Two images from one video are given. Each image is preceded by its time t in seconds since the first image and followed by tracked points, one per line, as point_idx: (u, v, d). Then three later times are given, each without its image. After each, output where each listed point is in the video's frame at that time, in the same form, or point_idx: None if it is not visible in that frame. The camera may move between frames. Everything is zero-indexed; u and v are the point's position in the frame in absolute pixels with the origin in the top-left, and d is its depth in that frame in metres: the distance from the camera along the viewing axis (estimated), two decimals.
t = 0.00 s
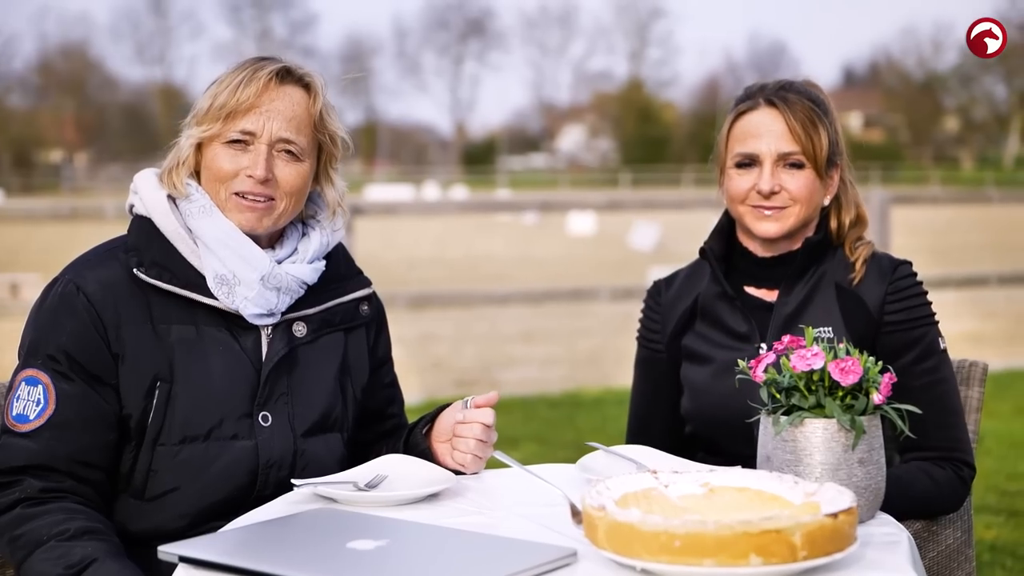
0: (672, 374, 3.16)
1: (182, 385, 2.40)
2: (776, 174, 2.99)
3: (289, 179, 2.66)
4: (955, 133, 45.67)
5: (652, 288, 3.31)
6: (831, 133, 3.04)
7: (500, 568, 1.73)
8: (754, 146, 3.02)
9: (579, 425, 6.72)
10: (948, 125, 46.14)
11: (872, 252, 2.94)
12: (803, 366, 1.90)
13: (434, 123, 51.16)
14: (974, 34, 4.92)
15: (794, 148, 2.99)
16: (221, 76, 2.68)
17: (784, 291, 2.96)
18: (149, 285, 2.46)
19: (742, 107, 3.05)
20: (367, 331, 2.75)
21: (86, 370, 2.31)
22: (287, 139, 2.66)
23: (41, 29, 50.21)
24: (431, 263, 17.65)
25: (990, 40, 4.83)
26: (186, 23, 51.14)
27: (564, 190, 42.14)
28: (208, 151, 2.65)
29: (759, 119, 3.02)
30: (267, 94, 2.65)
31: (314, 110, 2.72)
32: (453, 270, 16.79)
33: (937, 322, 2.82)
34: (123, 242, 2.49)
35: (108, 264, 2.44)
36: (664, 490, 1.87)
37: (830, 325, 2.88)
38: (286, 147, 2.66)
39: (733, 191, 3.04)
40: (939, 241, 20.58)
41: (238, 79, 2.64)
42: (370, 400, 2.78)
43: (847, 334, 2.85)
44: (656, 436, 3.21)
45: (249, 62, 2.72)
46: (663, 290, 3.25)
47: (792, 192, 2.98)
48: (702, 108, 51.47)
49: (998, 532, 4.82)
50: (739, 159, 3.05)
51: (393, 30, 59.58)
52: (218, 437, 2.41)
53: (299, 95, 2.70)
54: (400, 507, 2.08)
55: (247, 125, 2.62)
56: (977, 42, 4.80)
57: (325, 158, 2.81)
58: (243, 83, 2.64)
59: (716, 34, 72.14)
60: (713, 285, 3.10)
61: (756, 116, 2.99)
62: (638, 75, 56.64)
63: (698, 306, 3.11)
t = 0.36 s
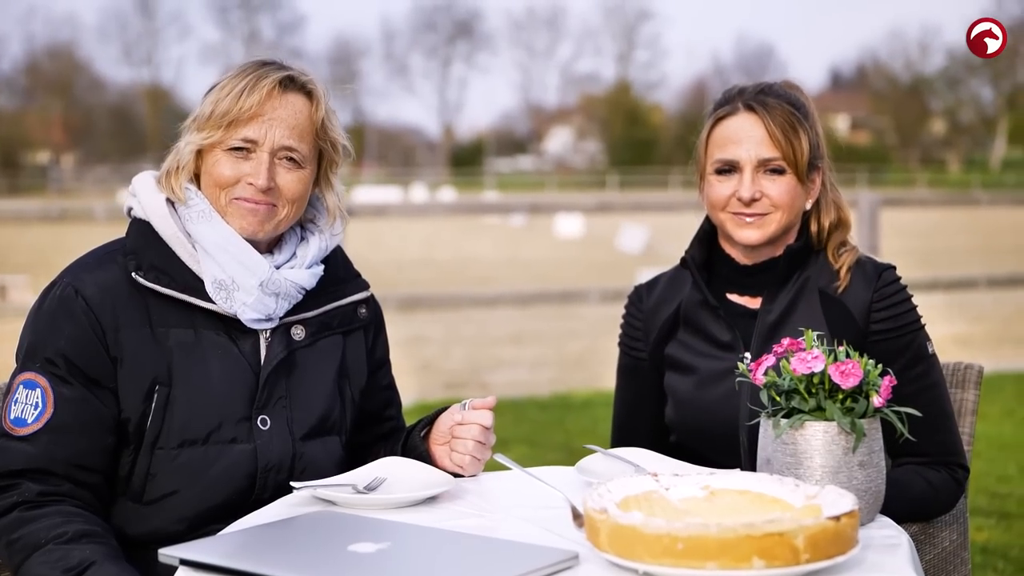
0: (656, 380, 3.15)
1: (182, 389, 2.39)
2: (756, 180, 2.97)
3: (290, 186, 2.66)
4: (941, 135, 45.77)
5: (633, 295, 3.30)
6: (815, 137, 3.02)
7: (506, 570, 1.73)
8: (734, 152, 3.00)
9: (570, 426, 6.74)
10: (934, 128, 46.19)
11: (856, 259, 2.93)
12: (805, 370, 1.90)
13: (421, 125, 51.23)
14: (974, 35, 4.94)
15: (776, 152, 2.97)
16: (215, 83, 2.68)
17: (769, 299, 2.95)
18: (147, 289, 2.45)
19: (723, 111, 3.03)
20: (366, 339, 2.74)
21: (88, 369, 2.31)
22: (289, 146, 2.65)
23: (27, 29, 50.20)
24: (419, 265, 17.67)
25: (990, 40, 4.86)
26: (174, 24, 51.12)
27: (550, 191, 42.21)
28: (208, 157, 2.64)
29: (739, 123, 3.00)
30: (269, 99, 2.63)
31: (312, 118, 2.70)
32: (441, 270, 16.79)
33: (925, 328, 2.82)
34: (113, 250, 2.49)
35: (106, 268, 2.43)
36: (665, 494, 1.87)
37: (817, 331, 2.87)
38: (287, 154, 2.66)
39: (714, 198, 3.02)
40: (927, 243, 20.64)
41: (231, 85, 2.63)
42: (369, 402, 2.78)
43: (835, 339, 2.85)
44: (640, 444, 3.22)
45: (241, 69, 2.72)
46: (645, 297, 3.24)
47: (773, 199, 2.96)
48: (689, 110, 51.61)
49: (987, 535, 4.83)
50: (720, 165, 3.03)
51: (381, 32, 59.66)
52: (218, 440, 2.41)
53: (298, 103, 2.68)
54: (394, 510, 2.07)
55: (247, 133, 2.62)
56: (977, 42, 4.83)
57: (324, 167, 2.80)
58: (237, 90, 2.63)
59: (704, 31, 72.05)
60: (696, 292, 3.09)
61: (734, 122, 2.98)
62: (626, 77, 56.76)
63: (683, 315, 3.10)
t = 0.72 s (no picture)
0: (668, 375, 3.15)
1: (189, 391, 2.40)
2: (772, 175, 2.96)
3: (306, 192, 2.64)
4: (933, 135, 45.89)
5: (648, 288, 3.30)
6: (830, 132, 3.01)
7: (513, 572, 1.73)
8: (750, 148, 2.99)
9: (566, 426, 6.75)
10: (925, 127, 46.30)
11: (871, 257, 2.92)
12: (811, 370, 1.90)
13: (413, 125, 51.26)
14: (973, 35, 4.97)
15: (791, 148, 2.96)
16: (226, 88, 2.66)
17: (783, 293, 2.94)
18: (156, 290, 2.45)
19: (736, 108, 3.03)
20: (375, 339, 2.74)
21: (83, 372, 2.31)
22: (307, 153, 2.63)
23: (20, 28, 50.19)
24: (413, 265, 17.71)
25: (990, 39, 4.89)
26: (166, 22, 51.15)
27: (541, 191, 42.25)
28: (225, 164, 2.62)
29: (755, 120, 2.99)
30: (287, 106, 2.61)
31: (326, 124, 2.68)
32: (434, 271, 16.83)
33: (937, 327, 2.82)
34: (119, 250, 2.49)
35: (114, 270, 2.42)
36: (672, 495, 1.86)
37: (828, 328, 2.87)
38: (303, 162, 2.64)
39: (729, 193, 3.01)
40: (918, 244, 20.71)
41: (242, 90, 2.61)
42: (375, 402, 2.78)
43: (848, 337, 2.84)
44: (649, 438, 3.22)
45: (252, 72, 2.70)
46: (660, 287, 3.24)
47: (789, 193, 2.94)
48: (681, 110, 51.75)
49: (986, 535, 4.84)
50: (735, 161, 3.02)
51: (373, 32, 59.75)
52: (226, 442, 2.41)
53: (315, 110, 2.66)
54: (400, 510, 2.07)
55: (265, 141, 2.59)
56: (976, 42, 4.86)
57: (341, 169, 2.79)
58: (249, 96, 2.60)
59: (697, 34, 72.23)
60: (712, 285, 3.08)
61: (749, 118, 2.97)
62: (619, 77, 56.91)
63: (698, 308, 3.09)
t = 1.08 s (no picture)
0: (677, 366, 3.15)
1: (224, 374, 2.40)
2: (787, 175, 2.97)
3: (350, 203, 2.59)
4: (922, 136, 46.01)
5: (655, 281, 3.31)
6: (846, 131, 3.01)
7: (527, 567, 1.74)
8: (766, 145, 2.99)
9: (558, 426, 6.74)
10: (914, 129, 46.44)
11: (884, 254, 2.95)
12: (817, 367, 1.90)
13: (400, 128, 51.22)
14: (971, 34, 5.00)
15: (804, 147, 2.97)
16: (272, 96, 2.54)
17: (795, 288, 2.96)
18: (192, 275, 2.44)
19: (754, 105, 3.02)
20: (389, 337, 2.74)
21: (151, 318, 2.32)
22: (356, 166, 2.57)
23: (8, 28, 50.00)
24: (402, 265, 17.72)
25: (990, 40, 4.92)
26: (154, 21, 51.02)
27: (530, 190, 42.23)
28: (272, 179, 2.54)
29: (770, 117, 2.99)
30: (344, 125, 2.52)
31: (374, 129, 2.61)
32: (423, 270, 16.84)
33: (946, 326, 2.83)
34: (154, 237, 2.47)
35: (155, 249, 2.42)
36: (677, 493, 1.86)
37: (839, 324, 2.88)
38: (353, 173, 2.58)
39: (744, 189, 3.01)
40: (906, 248, 20.80)
41: (298, 104, 2.51)
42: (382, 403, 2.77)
43: (856, 333, 2.86)
44: (651, 438, 3.18)
45: (293, 72, 2.58)
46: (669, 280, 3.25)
47: (803, 191, 2.96)
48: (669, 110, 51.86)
49: (981, 532, 4.85)
50: (752, 158, 3.02)
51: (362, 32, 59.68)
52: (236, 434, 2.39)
53: (367, 122, 2.58)
54: (405, 509, 2.07)
55: (323, 158, 2.52)
56: (975, 43, 4.89)
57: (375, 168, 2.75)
58: (306, 112, 2.50)
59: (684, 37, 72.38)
60: (724, 277, 3.09)
61: (767, 114, 2.96)
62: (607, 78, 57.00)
63: (709, 301, 3.10)
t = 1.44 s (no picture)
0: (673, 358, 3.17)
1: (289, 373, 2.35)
2: (778, 176, 2.96)
3: (394, 205, 2.54)
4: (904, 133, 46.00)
5: (650, 278, 3.30)
6: (840, 128, 3.01)
7: (532, 567, 1.73)
8: (758, 147, 2.98)
9: (546, 425, 6.74)
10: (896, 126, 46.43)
11: (879, 251, 2.94)
12: (819, 366, 1.90)
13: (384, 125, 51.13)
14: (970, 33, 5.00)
15: (797, 148, 2.96)
16: (321, 97, 2.48)
17: (790, 284, 2.96)
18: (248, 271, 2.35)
19: (747, 105, 3.01)
20: (406, 344, 2.72)
21: (236, 303, 2.26)
22: (403, 167, 2.51)
23: None
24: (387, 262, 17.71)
25: (989, 40, 4.93)
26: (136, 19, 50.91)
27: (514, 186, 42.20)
28: (319, 181, 2.49)
29: (763, 118, 2.98)
30: (394, 127, 2.46)
31: (420, 129, 2.56)
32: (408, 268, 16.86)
33: (940, 322, 2.85)
34: (215, 226, 2.37)
35: (218, 237, 2.33)
36: (678, 494, 1.86)
37: (835, 320, 2.89)
38: (398, 174, 2.53)
39: (738, 188, 3.01)
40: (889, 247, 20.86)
41: (350, 104, 2.45)
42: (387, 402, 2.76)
43: (853, 329, 2.87)
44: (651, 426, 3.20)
45: (340, 73, 2.53)
46: (664, 277, 3.25)
47: (795, 194, 2.95)
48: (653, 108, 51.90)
49: (971, 529, 4.86)
50: (745, 159, 3.01)
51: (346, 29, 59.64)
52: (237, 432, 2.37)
53: (414, 124, 2.54)
54: (407, 510, 2.07)
55: (374, 159, 2.47)
56: (974, 42, 4.89)
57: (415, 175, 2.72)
58: (359, 113, 2.44)
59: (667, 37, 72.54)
60: (722, 274, 3.10)
61: (761, 115, 2.95)
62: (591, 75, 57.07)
63: (706, 296, 3.11)
